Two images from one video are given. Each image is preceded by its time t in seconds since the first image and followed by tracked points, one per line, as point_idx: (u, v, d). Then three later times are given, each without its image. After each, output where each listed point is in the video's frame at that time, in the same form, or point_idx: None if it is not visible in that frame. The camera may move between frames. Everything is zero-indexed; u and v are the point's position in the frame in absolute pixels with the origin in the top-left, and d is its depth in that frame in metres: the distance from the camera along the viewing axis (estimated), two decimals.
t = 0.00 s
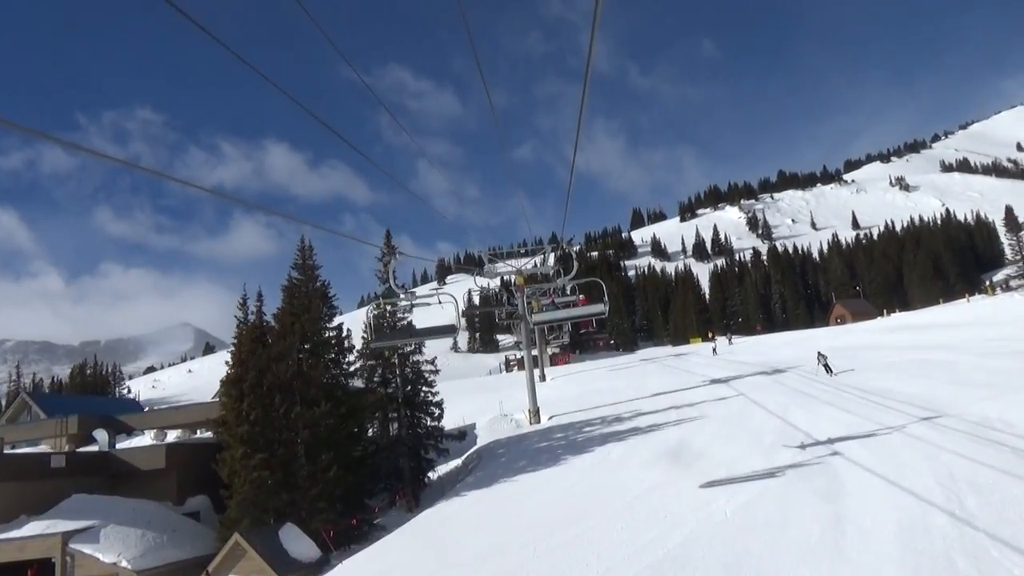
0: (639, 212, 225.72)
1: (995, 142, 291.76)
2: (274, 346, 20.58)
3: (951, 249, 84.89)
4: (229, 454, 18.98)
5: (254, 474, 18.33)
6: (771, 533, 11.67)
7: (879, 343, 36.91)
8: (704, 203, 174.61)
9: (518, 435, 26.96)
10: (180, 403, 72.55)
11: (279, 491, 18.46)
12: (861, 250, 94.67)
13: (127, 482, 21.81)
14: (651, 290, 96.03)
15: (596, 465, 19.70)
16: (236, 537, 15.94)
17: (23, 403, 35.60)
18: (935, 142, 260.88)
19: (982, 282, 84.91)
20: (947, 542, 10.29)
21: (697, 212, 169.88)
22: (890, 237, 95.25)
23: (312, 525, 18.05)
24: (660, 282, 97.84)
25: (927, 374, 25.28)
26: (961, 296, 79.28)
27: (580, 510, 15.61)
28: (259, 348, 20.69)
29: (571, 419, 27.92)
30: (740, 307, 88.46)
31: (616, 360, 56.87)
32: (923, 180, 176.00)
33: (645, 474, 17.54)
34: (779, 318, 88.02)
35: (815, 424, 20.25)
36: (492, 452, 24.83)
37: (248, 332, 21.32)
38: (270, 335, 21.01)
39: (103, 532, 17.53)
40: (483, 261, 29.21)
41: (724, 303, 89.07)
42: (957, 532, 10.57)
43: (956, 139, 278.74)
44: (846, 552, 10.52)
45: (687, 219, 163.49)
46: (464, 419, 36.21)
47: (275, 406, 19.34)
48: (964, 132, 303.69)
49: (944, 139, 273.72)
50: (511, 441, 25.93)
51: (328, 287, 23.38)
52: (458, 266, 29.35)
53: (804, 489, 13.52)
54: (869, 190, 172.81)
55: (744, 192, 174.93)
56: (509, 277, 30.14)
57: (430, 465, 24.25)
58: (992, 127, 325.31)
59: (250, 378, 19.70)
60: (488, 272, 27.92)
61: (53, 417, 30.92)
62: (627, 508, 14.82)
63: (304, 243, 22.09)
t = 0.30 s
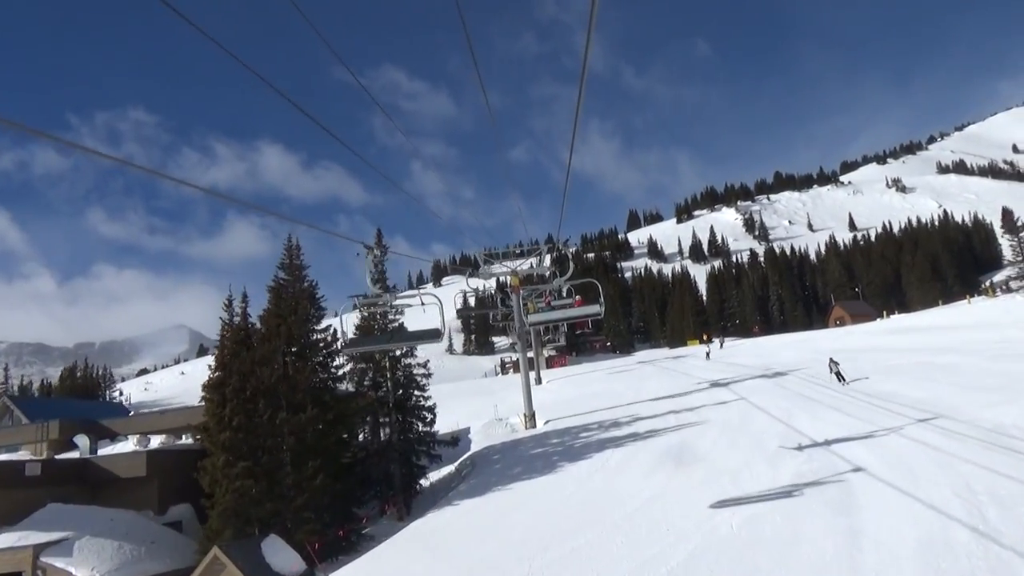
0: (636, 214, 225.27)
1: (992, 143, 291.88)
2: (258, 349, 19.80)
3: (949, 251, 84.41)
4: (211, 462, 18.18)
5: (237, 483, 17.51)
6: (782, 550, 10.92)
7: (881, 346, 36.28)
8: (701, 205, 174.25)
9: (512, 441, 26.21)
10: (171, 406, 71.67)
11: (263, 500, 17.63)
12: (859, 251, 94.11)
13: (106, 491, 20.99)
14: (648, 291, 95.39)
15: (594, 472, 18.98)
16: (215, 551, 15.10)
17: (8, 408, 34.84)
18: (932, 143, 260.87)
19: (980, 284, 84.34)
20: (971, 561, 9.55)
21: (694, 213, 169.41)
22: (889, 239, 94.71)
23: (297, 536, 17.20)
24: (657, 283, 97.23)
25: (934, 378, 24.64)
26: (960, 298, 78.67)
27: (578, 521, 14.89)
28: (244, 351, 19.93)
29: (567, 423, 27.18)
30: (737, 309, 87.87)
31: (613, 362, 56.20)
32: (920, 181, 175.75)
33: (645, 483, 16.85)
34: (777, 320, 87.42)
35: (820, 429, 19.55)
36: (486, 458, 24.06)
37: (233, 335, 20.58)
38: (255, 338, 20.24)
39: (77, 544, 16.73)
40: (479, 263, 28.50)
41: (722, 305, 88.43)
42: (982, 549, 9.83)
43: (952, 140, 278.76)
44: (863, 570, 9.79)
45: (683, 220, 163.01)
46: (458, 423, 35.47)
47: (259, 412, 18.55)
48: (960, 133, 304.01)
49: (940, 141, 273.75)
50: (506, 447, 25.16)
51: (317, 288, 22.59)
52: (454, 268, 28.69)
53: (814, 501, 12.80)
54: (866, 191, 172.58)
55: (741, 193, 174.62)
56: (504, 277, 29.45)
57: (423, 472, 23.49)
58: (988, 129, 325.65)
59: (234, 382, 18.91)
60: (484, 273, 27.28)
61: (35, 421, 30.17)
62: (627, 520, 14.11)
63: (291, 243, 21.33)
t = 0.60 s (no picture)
0: (631, 214, 224.67)
1: (987, 143, 292.06)
2: (243, 351, 18.94)
3: (947, 251, 83.92)
4: (192, 470, 17.32)
5: (218, 491, 16.68)
6: (795, 566, 10.19)
7: (884, 346, 35.66)
8: (697, 205, 173.84)
9: (507, 445, 25.41)
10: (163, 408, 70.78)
11: (245, 510, 16.80)
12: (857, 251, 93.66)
13: (84, 499, 20.14)
14: (644, 291, 94.72)
15: (593, 478, 18.23)
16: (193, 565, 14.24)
17: None
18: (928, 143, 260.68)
19: (978, 284, 83.93)
20: None
21: (690, 213, 168.93)
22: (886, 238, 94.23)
23: (280, 548, 16.38)
24: (653, 284, 96.65)
25: (941, 379, 24.04)
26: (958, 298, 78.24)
27: (577, 533, 14.15)
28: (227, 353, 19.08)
29: (563, 427, 26.39)
30: (734, 309, 87.26)
31: (610, 363, 55.50)
32: (916, 181, 175.56)
33: (646, 490, 16.13)
34: (774, 320, 86.80)
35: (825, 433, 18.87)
36: (480, 463, 23.27)
37: (216, 336, 19.68)
38: (239, 340, 19.43)
39: (50, 558, 15.89)
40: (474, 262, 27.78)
41: (719, 305, 87.82)
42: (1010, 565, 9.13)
43: (948, 140, 278.84)
44: None
45: (679, 220, 162.47)
46: (452, 425, 34.68)
47: (243, 416, 17.74)
48: (955, 133, 304.09)
49: (935, 141, 273.66)
50: (501, 452, 24.37)
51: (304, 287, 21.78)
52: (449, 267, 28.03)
53: (826, 514, 12.07)
54: (862, 191, 172.34)
55: (737, 193, 174.10)
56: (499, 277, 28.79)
57: (414, 478, 22.72)
58: (983, 129, 325.99)
59: (216, 386, 18.08)
60: (479, 274, 26.67)
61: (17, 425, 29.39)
62: (628, 531, 13.38)
63: (278, 240, 20.49)
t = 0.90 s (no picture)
0: (628, 214, 224.02)
1: (983, 143, 292.63)
2: (226, 352, 18.10)
3: (946, 251, 83.39)
4: (171, 478, 16.51)
5: (199, 500, 15.88)
6: None
7: (887, 347, 35.03)
8: (693, 205, 173.43)
9: (503, 449, 24.65)
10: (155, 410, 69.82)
11: (226, 519, 15.99)
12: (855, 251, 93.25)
13: (60, 507, 19.21)
14: (641, 291, 94.04)
15: (591, 485, 17.47)
16: None
17: None
18: (925, 144, 260.82)
19: (977, 284, 83.59)
20: None
21: (687, 213, 168.54)
22: (884, 238, 93.79)
23: (262, 560, 15.60)
24: (650, 283, 96.07)
25: (951, 382, 23.38)
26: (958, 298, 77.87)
27: (575, 544, 13.40)
28: (209, 355, 18.23)
29: (561, 430, 25.65)
30: (732, 310, 86.63)
31: (607, 364, 54.84)
32: (912, 182, 175.44)
33: (648, 499, 15.37)
34: (773, 321, 86.27)
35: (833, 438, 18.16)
36: (474, 468, 22.54)
37: (199, 336, 18.83)
38: (222, 340, 18.58)
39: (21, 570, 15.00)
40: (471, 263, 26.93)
41: (716, 305, 87.23)
42: None
43: (944, 141, 279.29)
44: None
45: (676, 220, 161.87)
46: (446, 429, 33.90)
47: (225, 421, 16.93)
48: (951, 134, 304.23)
49: (932, 141, 273.75)
50: (497, 456, 23.61)
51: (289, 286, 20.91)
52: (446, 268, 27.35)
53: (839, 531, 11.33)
54: (859, 191, 172.16)
55: (734, 193, 173.59)
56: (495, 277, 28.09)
57: (406, 483, 21.97)
58: (979, 130, 326.49)
59: (197, 389, 17.27)
60: (475, 273, 25.98)
61: None
62: (630, 544, 12.63)
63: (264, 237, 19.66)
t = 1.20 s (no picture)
0: (627, 213, 223.18)
1: (982, 143, 292.42)
2: (210, 354, 17.27)
3: (947, 250, 82.67)
4: (151, 487, 15.72)
5: (180, 509, 15.11)
6: None
7: (892, 347, 34.38)
8: (692, 204, 172.78)
9: (499, 453, 23.87)
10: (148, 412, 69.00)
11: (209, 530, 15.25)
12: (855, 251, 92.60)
13: (36, 515, 18.40)
14: (640, 291, 93.30)
15: (592, 494, 16.69)
16: None
17: None
18: (923, 143, 260.19)
19: (978, 284, 82.98)
20: None
21: (685, 213, 167.96)
22: (885, 238, 93.13)
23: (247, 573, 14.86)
24: (649, 283, 95.40)
25: (961, 383, 22.74)
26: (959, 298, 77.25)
27: (576, 557, 12.65)
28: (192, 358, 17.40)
29: (559, 434, 24.89)
30: (732, 310, 85.90)
31: (607, 364, 54.15)
32: (911, 181, 175.01)
33: (652, 508, 14.63)
34: (772, 321, 85.60)
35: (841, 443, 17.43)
36: (470, 473, 21.78)
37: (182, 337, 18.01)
38: (206, 341, 17.76)
39: None
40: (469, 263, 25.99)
41: (716, 305, 86.55)
42: None
43: (942, 141, 278.90)
44: None
45: (675, 220, 161.15)
46: (442, 431, 33.21)
47: (207, 426, 16.13)
48: (950, 133, 303.67)
49: (931, 140, 273.14)
50: (493, 461, 22.88)
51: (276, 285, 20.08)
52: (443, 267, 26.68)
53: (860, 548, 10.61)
54: (858, 190, 171.68)
55: (732, 193, 173.00)
56: (491, 276, 27.29)
57: (399, 490, 21.25)
58: (978, 129, 326.16)
59: (179, 392, 16.48)
60: (471, 272, 25.21)
61: None
62: (636, 559, 11.88)
63: (250, 234, 18.86)
